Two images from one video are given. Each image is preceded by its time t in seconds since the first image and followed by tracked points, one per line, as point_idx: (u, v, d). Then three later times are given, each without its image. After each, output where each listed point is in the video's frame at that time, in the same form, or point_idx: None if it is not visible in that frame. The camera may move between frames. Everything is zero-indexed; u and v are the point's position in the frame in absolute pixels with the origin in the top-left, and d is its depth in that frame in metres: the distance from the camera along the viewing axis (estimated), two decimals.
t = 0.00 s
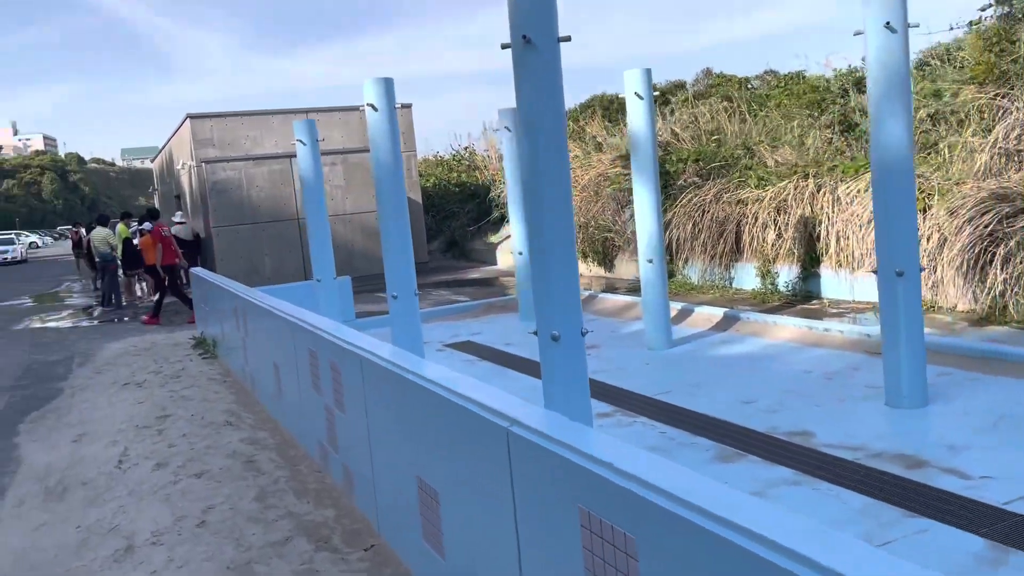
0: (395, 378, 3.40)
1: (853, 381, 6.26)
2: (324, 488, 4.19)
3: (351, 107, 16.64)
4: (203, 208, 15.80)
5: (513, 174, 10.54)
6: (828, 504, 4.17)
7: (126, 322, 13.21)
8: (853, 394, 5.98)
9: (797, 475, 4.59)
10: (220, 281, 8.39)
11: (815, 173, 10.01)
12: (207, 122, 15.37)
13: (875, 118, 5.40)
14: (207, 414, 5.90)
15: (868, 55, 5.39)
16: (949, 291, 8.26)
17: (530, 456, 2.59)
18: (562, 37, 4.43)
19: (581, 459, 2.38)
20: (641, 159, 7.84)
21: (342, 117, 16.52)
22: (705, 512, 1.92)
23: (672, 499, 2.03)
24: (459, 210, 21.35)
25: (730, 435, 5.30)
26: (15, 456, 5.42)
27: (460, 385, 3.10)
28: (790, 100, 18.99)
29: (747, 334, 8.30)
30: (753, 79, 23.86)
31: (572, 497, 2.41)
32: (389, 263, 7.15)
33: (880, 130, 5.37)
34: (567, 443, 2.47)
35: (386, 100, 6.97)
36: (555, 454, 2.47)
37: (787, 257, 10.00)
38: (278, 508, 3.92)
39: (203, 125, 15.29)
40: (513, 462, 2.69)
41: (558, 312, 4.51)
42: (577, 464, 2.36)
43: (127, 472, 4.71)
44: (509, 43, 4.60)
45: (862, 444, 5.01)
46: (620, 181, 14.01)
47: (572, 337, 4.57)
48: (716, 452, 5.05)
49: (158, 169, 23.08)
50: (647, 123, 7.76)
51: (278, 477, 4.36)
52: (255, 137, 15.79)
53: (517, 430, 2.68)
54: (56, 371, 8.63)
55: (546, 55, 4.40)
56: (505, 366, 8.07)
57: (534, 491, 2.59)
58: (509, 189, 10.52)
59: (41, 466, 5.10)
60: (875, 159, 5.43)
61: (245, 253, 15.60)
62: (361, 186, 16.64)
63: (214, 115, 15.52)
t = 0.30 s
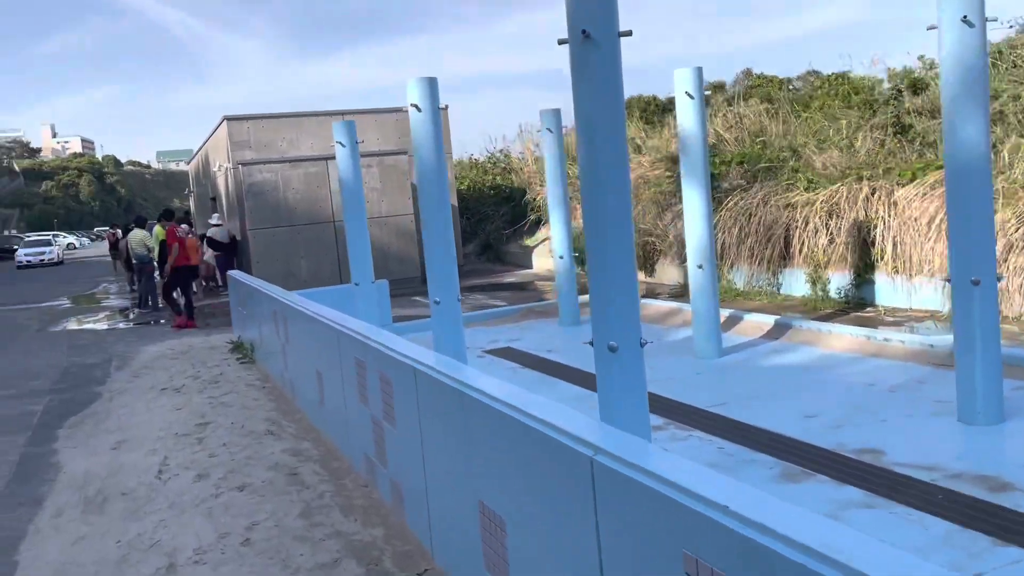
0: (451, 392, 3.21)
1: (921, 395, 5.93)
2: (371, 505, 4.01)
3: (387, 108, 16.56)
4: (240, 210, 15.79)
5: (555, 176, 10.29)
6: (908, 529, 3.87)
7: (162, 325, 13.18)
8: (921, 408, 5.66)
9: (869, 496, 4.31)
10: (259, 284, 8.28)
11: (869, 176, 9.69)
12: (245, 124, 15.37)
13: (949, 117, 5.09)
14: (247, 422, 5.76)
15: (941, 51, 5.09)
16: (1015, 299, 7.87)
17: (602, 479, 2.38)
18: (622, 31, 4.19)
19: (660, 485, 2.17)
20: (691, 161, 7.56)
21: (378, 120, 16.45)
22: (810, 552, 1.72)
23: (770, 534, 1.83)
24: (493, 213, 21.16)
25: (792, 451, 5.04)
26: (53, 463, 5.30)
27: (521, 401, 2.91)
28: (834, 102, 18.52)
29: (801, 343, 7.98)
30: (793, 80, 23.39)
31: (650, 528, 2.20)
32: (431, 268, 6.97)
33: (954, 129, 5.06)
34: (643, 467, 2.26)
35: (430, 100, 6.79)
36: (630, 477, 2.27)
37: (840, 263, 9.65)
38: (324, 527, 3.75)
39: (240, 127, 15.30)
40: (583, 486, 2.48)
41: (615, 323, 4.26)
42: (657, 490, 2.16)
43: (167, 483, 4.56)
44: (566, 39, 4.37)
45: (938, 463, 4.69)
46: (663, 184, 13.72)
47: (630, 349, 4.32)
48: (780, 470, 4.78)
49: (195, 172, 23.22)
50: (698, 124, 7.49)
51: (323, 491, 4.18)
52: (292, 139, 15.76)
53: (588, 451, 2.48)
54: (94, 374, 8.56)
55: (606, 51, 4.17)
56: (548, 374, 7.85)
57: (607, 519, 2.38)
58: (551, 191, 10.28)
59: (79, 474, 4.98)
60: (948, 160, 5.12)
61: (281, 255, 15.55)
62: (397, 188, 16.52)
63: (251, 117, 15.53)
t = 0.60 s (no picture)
0: (509, 402, 3.07)
1: (987, 409, 5.66)
2: (421, 520, 3.85)
3: (421, 113, 16.52)
4: (274, 214, 15.77)
5: (594, 180, 10.07)
6: (992, 555, 3.63)
7: (198, 328, 13.17)
8: (992, 424, 5.38)
9: (945, 518, 4.07)
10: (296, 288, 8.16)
11: (919, 180, 9.33)
12: (280, 128, 15.40)
13: None
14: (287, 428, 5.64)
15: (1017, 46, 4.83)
16: None
17: (678, 499, 2.23)
18: (686, 26, 4.01)
19: (744, 506, 2.02)
20: (740, 164, 7.32)
21: (412, 124, 16.44)
22: None
23: (888, 566, 1.65)
24: (525, 218, 21.00)
25: (855, 468, 4.80)
26: (93, 470, 5.21)
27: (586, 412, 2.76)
28: (875, 106, 18.14)
29: (852, 353, 7.70)
30: (831, 84, 23.01)
31: (732, 551, 2.05)
32: (473, 274, 6.81)
33: None
34: (725, 486, 2.11)
35: (474, 101, 6.64)
36: (710, 497, 2.12)
37: (890, 270, 9.35)
38: (374, 544, 3.61)
39: (276, 131, 15.33)
40: (656, 505, 2.33)
41: (674, 331, 4.03)
42: (751, 514, 1.96)
43: (208, 493, 4.44)
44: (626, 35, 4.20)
45: (1013, 483, 4.43)
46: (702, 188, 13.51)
47: (691, 359, 4.09)
48: (844, 487, 4.55)
49: (229, 176, 23.35)
50: (747, 126, 7.24)
51: (370, 505, 4.04)
52: (326, 143, 15.75)
53: (674, 472, 2.27)
54: (131, 377, 8.51)
55: (669, 46, 3.98)
56: (590, 382, 7.66)
57: (684, 541, 2.23)
58: (590, 195, 10.05)
59: (120, 482, 4.88)
60: None
61: (315, 260, 15.49)
62: (431, 193, 16.44)
63: (286, 121, 15.56)
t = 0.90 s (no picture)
0: (569, 429, 2.85)
1: None
2: (469, 551, 3.62)
3: (454, 119, 16.45)
4: (306, 220, 15.67)
5: (633, 187, 9.77)
6: None
7: (229, 334, 13.09)
8: None
9: None
10: (329, 296, 7.97)
11: (977, 189, 8.97)
12: (313, 134, 15.31)
13: None
14: (323, 444, 5.44)
15: None
16: None
17: (783, 555, 1.99)
18: (755, 23, 3.74)
19: (859, 564, 1.78)
20: (792, 171, 7.00)
21: (445, 130, 16.37)
22: None
23: None
24: (558, 226, 20.71)
25: (928, 498, 4.48)
26: (123, 486, 5.03)
27: (656, 443, 2.54)
28: (919, 112, 17.70)
29: (908, 370, 7.35)
30: (871, 90, 22.54)
31: None
32: (514, 284, 6.57)
33: None
34: (839, 540, 1.87)
35: (516, 106, 6.40)
36: (812, 551, 1.90)
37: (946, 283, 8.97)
38: None
39: (308, 137, 15.23)
40: (747, 553, 2.11)
41: (741, 350, 3.72)
42: None
43: (243, 514, 4.24)
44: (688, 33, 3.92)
45: None
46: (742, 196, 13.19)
47: (758, 381, 3.78)
48: (918, 518, 4.24)
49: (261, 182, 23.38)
50: (801, 132, 6.92)
51: (414, 532, 3.82)
52: (359, 150, 15.62)
53: (788, 527, 1.99)
54: (163, 386, 8.35)
55: (736, 44, 3.70)
56: (632, 396, 7.39)
57: None
58: (630, 203, 9.74)
59: (151, 500, 4.69)
60: None
61: (347, 267, 15.36)
62: (463, 200, 16.27)
63: (319, 127, 15.46)
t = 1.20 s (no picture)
0: (630, 442, 2.68)
1: None
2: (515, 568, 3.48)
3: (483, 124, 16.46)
4: (334, 225, 15.60)
5: (667, 192, 9.56)
6: None
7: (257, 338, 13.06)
8: None
9: None
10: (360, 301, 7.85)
11: None
12: (341, 139, 15.33)
13: None
14: (356, 451, 5.32)
15: None
16: None
17: None
18: (819, 17, 3.57)
19: None
20: (837, 176, 6.80)
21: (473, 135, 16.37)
22: None
23: None
24: (584, 232, 20.61)
25: (990, 516, 4.26)
26: (153, 491, 4.93)
27: (717, 453, 2.39)
28: (955, 119, 17.39)
29: (956, 382, 7.09)
30: (904, 97, 22.23)
31: None
32: (550, 290, 6.41)
33: None
34: None
35: (554, 106, 6.23)
36: None
37: (992, 292, 8.67)
38: None
39: (336, 141, 15.25)
40: None
41: (801, 362, 3.55)
42: None
43: (277, 524, 4.11)
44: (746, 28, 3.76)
45: None
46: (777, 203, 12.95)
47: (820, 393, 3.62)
48: (982, 539, 4.03)
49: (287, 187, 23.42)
50: (846, 135, 6.71)
51: (455, 547, 3.69)
52: (386, 154, 15.64)
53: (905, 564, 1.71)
54: (191, 390, 8.28)
55: (798, 39, 3.53)
56: (668, 406, 7.21)
57: None
58: (663, 208, 9.52)
59: (182, 507, 4.57)
60: None
61: (374, 271, 15.28)
62: (491, 206, 16.17)
63: (347, 131, 15.48)
